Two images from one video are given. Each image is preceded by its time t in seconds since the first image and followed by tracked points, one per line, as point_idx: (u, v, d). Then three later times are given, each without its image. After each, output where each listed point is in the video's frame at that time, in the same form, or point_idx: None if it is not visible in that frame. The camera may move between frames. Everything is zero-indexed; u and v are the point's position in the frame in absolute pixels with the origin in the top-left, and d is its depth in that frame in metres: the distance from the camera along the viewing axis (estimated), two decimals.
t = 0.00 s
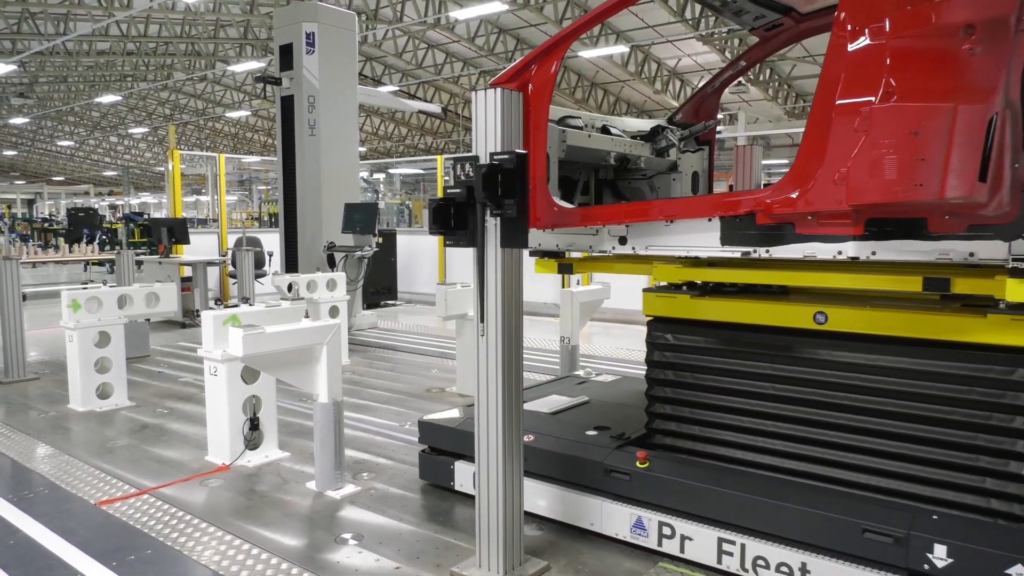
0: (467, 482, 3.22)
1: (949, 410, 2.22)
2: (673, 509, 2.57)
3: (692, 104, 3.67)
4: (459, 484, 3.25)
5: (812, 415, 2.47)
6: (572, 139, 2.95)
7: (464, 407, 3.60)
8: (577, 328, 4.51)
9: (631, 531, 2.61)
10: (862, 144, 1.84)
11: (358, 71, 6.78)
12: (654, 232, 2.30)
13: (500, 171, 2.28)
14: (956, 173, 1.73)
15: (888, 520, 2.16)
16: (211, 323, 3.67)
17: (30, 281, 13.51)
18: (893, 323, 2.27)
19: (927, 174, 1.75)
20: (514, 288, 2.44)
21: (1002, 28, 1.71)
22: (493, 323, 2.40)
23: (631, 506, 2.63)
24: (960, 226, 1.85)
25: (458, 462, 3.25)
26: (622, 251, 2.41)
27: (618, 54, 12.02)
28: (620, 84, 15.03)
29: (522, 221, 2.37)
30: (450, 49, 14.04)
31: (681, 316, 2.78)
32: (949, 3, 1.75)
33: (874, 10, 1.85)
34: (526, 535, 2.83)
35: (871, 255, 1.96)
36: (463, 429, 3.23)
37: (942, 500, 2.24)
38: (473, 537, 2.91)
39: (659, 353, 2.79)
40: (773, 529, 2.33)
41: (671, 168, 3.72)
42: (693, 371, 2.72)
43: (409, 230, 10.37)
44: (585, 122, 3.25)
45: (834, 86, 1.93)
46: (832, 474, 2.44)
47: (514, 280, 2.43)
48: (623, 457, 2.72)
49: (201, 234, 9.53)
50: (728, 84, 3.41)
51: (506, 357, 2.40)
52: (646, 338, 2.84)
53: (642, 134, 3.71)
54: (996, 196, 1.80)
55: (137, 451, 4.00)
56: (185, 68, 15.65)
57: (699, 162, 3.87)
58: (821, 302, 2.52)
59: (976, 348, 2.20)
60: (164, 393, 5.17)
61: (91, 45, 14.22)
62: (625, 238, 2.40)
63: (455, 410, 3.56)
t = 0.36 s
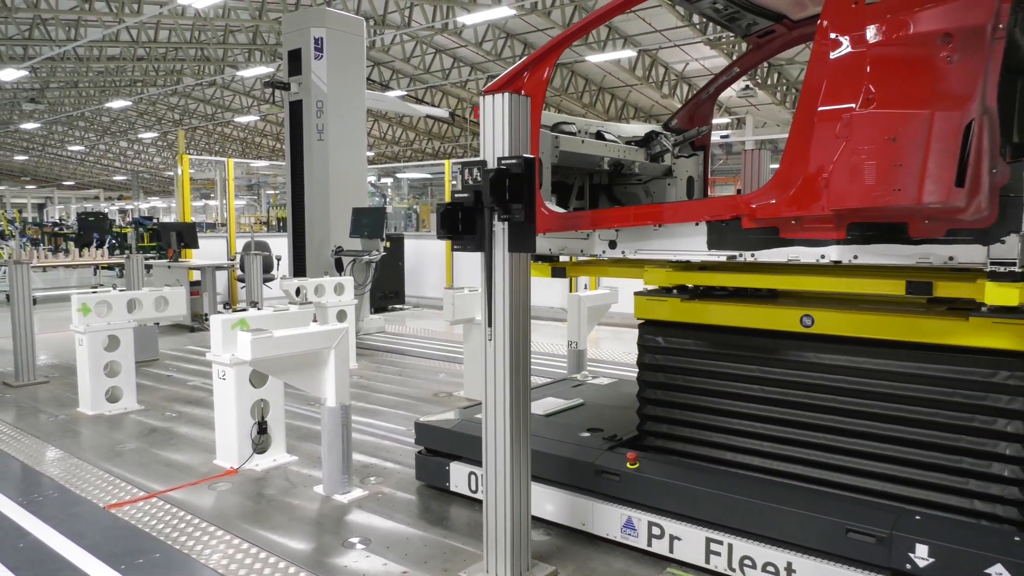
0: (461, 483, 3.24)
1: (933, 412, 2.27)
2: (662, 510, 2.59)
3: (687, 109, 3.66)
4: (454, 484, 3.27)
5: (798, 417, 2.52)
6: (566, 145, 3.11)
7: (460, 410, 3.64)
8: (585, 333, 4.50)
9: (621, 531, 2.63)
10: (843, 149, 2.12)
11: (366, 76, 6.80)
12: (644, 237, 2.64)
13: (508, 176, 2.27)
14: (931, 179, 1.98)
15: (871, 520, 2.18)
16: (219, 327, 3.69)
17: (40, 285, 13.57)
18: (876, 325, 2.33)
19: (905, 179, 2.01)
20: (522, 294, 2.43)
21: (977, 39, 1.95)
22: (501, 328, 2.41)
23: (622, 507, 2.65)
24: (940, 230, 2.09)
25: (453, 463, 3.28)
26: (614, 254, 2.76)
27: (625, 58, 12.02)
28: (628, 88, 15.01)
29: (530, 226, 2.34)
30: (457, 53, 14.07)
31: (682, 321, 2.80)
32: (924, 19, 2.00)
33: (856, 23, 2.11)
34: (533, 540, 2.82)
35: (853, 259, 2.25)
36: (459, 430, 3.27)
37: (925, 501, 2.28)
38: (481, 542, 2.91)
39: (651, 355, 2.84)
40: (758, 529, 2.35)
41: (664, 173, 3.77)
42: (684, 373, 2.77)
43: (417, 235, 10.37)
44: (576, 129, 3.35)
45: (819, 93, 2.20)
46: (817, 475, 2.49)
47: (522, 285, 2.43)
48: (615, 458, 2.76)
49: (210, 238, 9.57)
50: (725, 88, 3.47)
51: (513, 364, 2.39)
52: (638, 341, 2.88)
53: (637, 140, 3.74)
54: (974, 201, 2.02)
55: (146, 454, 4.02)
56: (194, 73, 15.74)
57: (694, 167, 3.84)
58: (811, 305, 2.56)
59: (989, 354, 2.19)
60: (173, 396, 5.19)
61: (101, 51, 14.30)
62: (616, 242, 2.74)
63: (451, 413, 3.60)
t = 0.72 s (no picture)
0: (456, 485, 3.28)
1: (916, 414, 2.30)
2: (651, 511, 2.63)
3: (681, 116, 3.72)
4: (449, 486, 3.31)
5: (784, 419, 2.57)
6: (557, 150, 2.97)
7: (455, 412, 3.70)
8: (591, 338, 4.50)
9: (611, 531, 2.67)
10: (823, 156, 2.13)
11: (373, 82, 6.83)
12: (632, 241, 2.64)
13: (515, 181, 2.28)
14: (908, 186, 1.97)
15: (853, 521, 2.21)
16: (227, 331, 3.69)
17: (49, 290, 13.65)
18: (860, 328, 2.36)
19: (882, 186, 2.01)
20: (530, 300, 2.43)
21: (954, 47, 1.96)
22: (507, 334, 2.41)
23: (611, 508, 2.69)
24: (920, 235, 2.06)
25: (448, 464, 3.32)
26: (603, 259, 2.76)
27: (632, 63, 12.06)
28: (635, 93, 15.04)
29: (538, 231, 2.35)
30: (464, 59, 14.13)
31: (682, 326, 2.82)
32: (902, 29, 2.03)
33: (837, 33, 2.15)
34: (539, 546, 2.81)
35: (835, 263, 2.21)
36: (454, 432, 3.31)
37: (907, 502, 2.31)
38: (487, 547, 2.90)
39: (640, 358, 2.91)
40: (743, 530, 2.39)
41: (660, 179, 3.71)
42: (673, 376, 2.82)
43: (423, 240, 10.39)
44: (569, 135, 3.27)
45: (801, 101, 2.23)
46: (802, 477, 2.52)
47: (528, 291, 2.43)
48: (605, 460, 2.81)
49: (217, 244, 9.62)
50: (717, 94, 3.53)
51: (520, 368, 2.39)
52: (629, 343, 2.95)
53: (630, 146, 3.69)
54: (952, 207, 2.00)
55: (153, 458, 4.03)
56: (203, 80, 15.85)
57: (688, 173, 3.82)
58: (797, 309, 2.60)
59: (1000, 359, 2.17)
60: (180, 401, 5.21)
61: (110, 57, 14.41)
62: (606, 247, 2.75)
63: (446, 415, 3.65)
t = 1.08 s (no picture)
0: (450, 486, 3.35)
1: (899, 417, 2.32)
2: (640, 513, 2.66)
3: (675, 123, 3.75)
4: (443, 488, 3.39)
5: (770, 421, 2.59)
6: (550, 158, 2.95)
7: (452, 416, 3.79)
8: (597, 343, 4.50)
9: (602, 533, 2.71)
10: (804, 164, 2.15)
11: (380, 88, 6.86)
12: (620, 248, 2.65)
13: (521, 187, 2.28)
14: (886, 193, 1.99)
15: (836, 522, 2.23)
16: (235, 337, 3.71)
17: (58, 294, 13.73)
18: (841, 332, 2.39)
19: (860, 194, 2.03)
20: (535, 307, 2.42)
21: (932, 56, 1.97)
22: (513, 339, 2.40)
23: (602, 510, 2.72)
24: (900, 240, 2.08)
25: (444, 467, 3.39)
26: (592, 264, 2.76)
27: (638, 69, 12.08)
28: (640, 98, 15.06)
29: (543, 235, 2.35)
30: (470, 64, 14.18)
31: (691, 332, 2.79)
32: (880, 38, 2.03)
33: (818, 42, 2.14)
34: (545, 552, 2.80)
35: (817, 267, 2.25)
36: (450, 435, 3.39)
37: (891, 503, 2.33)
38: (493, 553, 2.90)
39: (631, 363, 2.93)
40: (727, 530, 2.41)
41: (654, 185, 3.74)
42: (663, 380, 2.85)
43: (430, 245, 10.41)
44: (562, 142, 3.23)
45: (783, 110, 2.23)
46: (787, 479, 2.54)
47: (534, 297, 2.42)
48: (595, 463, 2.84)
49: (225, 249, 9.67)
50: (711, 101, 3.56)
51: (526, 374, 2.38)
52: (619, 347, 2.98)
53: (623, 153, 3.69)
54: (930, 213, 2.00)
55: (160, 463, 4.04)
56: (211, 86, 15.95)
57: (682, 178, 3.81)
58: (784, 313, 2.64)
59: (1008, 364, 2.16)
60: (187, 406, 5.22)
61: (119, 63, 14.49)
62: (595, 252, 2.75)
63: (442, 418, 3.73)
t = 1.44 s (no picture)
0: (444, 489, 3.39)
1: (881, 420, 2.36)
2: (628, 514, 2.68)
3: (668, 129, 3.73)
4: (437, 491, 3.43)
5: (755, 425, 2.63)
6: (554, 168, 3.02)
7: (446, 419, 3.83)
8: (601, 349, 4.49)
9: (590, 534, 2.73)
10: (785, 171, 2.23)
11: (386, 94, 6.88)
12: (608, 253, 2.74)
13: (527, 192, 2.30)
14: (863, 199, 2.06)
15: (818, 523, 2.27)
16: (240, 341, 3.70)
17: (65, 300, 13.76)
18: (822, 335, 2.45)
19: (839, 200, 2.10)
20: (542, 313, 2.42)
21: (908, 67, 2.04)
22: (519, 343, 2.40)
23: (591, 511, 2.75)
24: (878, 246, 2.13)
25: (438, 469, 3.43)
26: (581, 269, 2.84)
27: (643, 74, 12.10)
28: (646, 104, 15.07)
29: (549, 242, 2.34)
30: (476, 70, 14.21)
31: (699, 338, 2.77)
32: (858, 47, 2.11)
33: (800, 51, 2.22)
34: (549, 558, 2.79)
35: (798, 273, 2.32)
36: (444, 438, 3.43)
37: (872, 505, 2.37)
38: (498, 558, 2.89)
39: (622, 366, 2.97)
40: (712, 531, 2.45)
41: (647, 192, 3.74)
42: (652, 383, 2.88)
43: (435, 250, 10.42)
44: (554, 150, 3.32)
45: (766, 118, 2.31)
46: (773, 480, 2.58)
47: (540, 302, 2.42)
48: (585, 465, 2.88)
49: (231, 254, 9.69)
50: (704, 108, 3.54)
51: (532, 380, 2.38)
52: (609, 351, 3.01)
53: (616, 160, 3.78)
54: (907, 219, 2.08)
55: (165, 468, 4.04)
56: (218, 92, 16.02)
57: (675, 184, 3.82)
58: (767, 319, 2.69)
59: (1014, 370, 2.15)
60: (193, 411, 5.23)
61: (126, 70, 14.53)
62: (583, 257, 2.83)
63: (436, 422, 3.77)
